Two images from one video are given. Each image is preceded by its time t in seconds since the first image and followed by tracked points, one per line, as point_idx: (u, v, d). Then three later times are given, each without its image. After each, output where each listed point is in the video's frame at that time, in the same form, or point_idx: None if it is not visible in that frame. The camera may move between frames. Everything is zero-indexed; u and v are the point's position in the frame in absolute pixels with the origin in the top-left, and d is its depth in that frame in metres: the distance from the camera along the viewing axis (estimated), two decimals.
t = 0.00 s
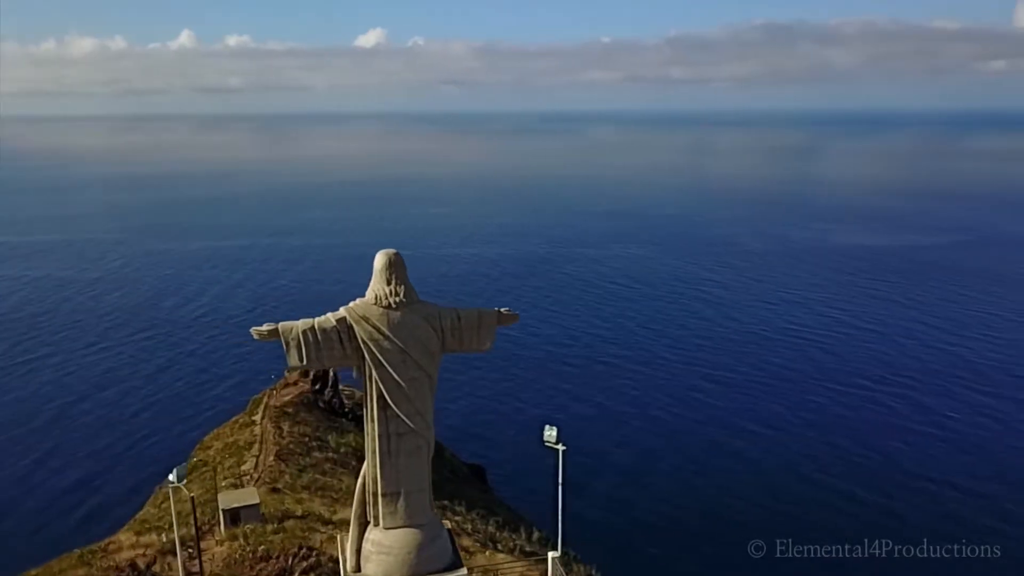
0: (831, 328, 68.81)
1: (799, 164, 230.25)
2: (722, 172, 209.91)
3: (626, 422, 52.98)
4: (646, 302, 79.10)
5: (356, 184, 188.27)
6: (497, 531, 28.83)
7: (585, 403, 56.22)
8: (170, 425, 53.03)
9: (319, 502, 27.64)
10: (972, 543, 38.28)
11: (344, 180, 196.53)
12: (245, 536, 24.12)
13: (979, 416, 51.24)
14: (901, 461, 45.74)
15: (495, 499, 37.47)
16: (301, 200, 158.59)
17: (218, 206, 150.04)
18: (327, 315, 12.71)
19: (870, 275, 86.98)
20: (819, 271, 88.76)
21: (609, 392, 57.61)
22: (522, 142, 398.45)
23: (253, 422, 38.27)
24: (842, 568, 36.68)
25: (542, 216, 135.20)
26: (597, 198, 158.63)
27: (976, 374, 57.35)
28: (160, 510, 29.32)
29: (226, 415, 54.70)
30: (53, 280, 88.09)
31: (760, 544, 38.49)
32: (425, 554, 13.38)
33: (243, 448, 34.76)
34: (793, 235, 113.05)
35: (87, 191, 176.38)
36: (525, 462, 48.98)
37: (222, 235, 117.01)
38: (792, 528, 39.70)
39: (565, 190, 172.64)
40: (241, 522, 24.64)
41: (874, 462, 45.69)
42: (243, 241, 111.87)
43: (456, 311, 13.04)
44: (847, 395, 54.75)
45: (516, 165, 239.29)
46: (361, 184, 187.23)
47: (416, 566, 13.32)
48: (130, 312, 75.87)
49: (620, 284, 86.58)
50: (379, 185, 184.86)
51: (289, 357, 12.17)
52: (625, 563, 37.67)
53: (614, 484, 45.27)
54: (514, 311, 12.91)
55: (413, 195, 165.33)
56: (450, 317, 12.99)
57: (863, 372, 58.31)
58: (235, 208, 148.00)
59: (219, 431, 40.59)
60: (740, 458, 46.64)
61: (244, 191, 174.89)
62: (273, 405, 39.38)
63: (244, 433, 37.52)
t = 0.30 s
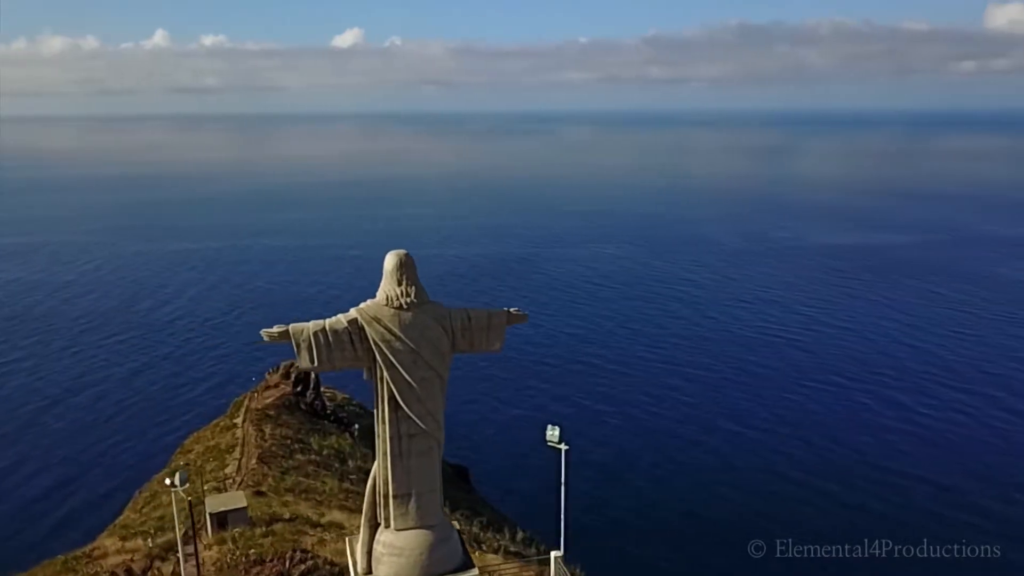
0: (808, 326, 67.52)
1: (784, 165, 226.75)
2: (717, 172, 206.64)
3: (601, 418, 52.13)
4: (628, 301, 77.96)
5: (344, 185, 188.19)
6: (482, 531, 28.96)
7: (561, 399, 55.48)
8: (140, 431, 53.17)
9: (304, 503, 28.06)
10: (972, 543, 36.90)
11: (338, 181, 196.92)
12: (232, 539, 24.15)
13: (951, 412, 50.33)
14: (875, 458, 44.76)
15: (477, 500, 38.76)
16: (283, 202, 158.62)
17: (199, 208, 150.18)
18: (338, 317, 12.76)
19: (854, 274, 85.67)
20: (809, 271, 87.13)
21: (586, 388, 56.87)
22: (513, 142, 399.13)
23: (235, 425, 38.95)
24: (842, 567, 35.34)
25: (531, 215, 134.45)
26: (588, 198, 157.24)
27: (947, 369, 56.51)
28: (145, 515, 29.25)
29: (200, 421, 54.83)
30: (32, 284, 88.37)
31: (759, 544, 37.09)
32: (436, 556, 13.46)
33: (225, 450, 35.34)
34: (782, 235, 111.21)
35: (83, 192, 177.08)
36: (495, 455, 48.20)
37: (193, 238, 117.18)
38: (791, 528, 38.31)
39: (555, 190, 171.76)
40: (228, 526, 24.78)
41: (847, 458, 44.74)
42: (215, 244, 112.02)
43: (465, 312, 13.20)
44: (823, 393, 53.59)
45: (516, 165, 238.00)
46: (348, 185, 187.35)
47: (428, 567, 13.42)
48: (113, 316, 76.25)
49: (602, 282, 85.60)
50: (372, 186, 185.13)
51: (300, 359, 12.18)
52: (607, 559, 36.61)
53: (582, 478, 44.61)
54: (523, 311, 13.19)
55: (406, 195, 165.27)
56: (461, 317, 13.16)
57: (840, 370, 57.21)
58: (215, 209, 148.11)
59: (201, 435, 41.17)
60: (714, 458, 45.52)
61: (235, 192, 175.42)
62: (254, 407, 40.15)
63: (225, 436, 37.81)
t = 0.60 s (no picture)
0: (781, 324, 67.71)
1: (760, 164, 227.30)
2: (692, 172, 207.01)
3: (575, 418, 52.12)
4: (601, 299, 78.04)
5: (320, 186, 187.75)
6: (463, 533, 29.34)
7: (534, 399, 55.46)
8: (107, 437, 52.91)
9: (286, 506, 28.15)
10: (972, 543, 36.79)
11: (313, 183, 196.43)
12: (216, 545, 24.17)
13: (922, 408, 50.47)
14: (847, 455, 44.87)
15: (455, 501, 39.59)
16: (260, 203, 158.14)
17: (174, 209, 149.36)
18: (344, 319, 12.74)
19: (828, 273, 85.83)
20: (782, 269, 87.44)
21: (560, 388, 56.89)
22: (496, 142, 400.22)
23: (212, 429, 38.87)
24: (842, 568, 35.22)
25: (506, 216, 134.59)
26: (563, 198, 157.38)
27: (919, 366, 56.70)
28: (124, 521, 29.10)
29: (171, 425, 54.56)
30: (1, 287, 87.65)
31: (759, 544, 36.93)
32: (444, 557, 13.47)
33: (202, 455, 35.26)
34: (753, 234, 111.59)
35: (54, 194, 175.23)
36: (468, 455, 48.10)
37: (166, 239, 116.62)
38: (792, 528, 38.13)
39: (529, 190, 172.16)
40: (210, 532, 24.84)
41: (821, 456, 44.82)
42: (188, 246, 111.53)
43: (472, 312, 13.21)
44: (796, 391, 53.69)
45: (495, 166, 237.66)
46: (323, 186, 186.93)
47: (436, 568, 13.43)
48: (84, 320, 75.83)
49: (576, 282, 85.74)
50: (347, 187, 184.89)
51: (307, 361, 12.15)
52: (589, 560, 36.19)
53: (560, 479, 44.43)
54: (528, 312, 13.22)
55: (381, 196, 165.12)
56: (467, 317, 13.17)
57: (813, 369, 57.20)
58: (190, 211, 147.47)
59: (178, 439, 41.04)
60: (688, 457, 45.64)
61: (208, 194, 174.58)
62: (232, 411, 40.16)
63: (202, 440, 37.70)
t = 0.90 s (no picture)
0: (753, 322, 68.10)
1: (732, 164, 228.24)
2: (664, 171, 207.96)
3: (547, 417, 52.18)
4: (573, 299, 78.14)
5: (291, 186, 186.61)
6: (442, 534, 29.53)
7: (506, 400, 55.50)
8: (71, 444, 52.35)
9: (264, 510, 28.04)
10: (972, 542, 36.79)
11: (286, 183, 195.64)
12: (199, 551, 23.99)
13: (891, 404, 50.87)
14: (817, 452, 45.10)
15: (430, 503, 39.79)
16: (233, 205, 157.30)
17: (143, 211, 147.82)
18: (349, 321, 12.67)
19: (798, 272, 86.31)
20: (753, 268, 88.01)
21: (532, 389, 56.97)
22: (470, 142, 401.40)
23: (185, 433, 38.52)
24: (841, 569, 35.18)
25: (478, 216, 134.69)
26: (536, 198, 157.67)
27: (890, 363, 57.21)
28: (99, 528, 28.68)
29: (140, 430, 54.16)
30: None
31: (759, 544, 36.79)
32: (450, 557, 13.48)
33: (176, 460, 34.92)
34: (724, 233, 112.26)
35: (22, 197, 173.32)
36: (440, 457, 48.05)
37: (134, 241, 115.40)
38: (790, 527, 38.05)
39: (501, 190, 172.38)
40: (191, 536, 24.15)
41: (793, 453, 45.06)
42: (157, 248, 110.45)
43: (476, 312, 13.22)
44: (767, 388, 53.94)
45: (470, 166, 237.53)
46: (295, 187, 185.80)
47: (443, 569, 13.45)
48: (51, 325, 74.95)
49: (549, 282, 85.92)
50: (320, 188, 184.39)
51: (314, 364, 12.08)
52: (578, 562, 35.85)
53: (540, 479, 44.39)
54: (532, 312, 13.27)
55: (354, 197, 164.82)
56: (472, 318, 13.17)
57: (784, 366, 57.45)
58: (161, 212, 146.33)
59: (150, 444, 40.59)
60: (660, 457, 45.81)
61: (178, 194, 173.34)
62: (205, 415, 39.84)
63: (176, 445, 37.37)
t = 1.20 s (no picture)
0: (723, 320, 68.69)
1: (700, 164, 230.10)
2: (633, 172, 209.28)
3: (520, 419, 52.21)
4: (544, 299, 78.29)
5: (258, 188, 185.04)
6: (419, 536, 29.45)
7: (479, 401, 55.41)
8: (34, 452, 51.47)
9: (244, 514, 27.79)
10: (972, 542, 37.02)
11: (254, 184, 193.92)
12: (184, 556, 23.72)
13: (861, 401, 51.53)
14: (789, 449, 45.53)
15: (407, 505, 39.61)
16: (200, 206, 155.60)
17: (107, 212, 145.69)
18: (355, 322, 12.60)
19: (767, 271, 87.22)
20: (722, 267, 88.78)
21: (505, 390, 56.98)
22: (438, 142, 401.96)
23: (160, 438, 37.99)
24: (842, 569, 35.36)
25: (448, 216, 134.51)
26: (505, 198, 157.83)
27: (859, 360, 57.99)
28: (73, 535, 28.20)
29: (106, 436, 53.34)
30: None
31: (760, 543, 36.94)
32: (459, 558, 13.43)
33: (150, 464, 34.42)
34: (693, 232, 113.19)
35: None
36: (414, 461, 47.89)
37: (98, 244, 113.72)
38: (789, 526, 38.21)
39: (470, 190, 172.27)
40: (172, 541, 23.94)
41: (766, 451, 45.44)
42: (122, 250, 108.92)
43: (483, 312, 13.15)
44: (739, 386, 54.39)
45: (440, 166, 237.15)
46: (263, 188, 184.13)
47: (451, 569, 13.40)
48: (14, 330, 73.62)
49: (520, 282, 86.02)
50: (288, 188, 183.00)
51: (320, 365, 12.02)
52: (579, 561, 35.95)
53: (522, 479, 44.40)
54: (538, 311, 13.23)
55: (322, 198, 163.89)
56: (479, 318, 13.10)
57: (755, 364, 57.98)
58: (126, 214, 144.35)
59: (123, 449, 39.96)
60: (635, 457, 46.00)
61: (143, 196, 171.23)
62: (180, 419, 39.35)
63: (150, 449, 36.88)
